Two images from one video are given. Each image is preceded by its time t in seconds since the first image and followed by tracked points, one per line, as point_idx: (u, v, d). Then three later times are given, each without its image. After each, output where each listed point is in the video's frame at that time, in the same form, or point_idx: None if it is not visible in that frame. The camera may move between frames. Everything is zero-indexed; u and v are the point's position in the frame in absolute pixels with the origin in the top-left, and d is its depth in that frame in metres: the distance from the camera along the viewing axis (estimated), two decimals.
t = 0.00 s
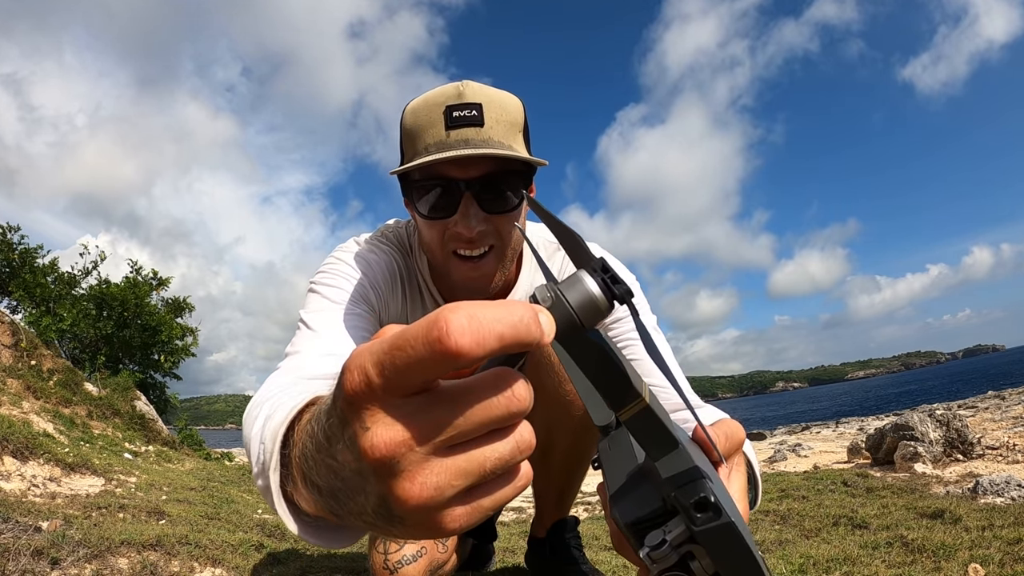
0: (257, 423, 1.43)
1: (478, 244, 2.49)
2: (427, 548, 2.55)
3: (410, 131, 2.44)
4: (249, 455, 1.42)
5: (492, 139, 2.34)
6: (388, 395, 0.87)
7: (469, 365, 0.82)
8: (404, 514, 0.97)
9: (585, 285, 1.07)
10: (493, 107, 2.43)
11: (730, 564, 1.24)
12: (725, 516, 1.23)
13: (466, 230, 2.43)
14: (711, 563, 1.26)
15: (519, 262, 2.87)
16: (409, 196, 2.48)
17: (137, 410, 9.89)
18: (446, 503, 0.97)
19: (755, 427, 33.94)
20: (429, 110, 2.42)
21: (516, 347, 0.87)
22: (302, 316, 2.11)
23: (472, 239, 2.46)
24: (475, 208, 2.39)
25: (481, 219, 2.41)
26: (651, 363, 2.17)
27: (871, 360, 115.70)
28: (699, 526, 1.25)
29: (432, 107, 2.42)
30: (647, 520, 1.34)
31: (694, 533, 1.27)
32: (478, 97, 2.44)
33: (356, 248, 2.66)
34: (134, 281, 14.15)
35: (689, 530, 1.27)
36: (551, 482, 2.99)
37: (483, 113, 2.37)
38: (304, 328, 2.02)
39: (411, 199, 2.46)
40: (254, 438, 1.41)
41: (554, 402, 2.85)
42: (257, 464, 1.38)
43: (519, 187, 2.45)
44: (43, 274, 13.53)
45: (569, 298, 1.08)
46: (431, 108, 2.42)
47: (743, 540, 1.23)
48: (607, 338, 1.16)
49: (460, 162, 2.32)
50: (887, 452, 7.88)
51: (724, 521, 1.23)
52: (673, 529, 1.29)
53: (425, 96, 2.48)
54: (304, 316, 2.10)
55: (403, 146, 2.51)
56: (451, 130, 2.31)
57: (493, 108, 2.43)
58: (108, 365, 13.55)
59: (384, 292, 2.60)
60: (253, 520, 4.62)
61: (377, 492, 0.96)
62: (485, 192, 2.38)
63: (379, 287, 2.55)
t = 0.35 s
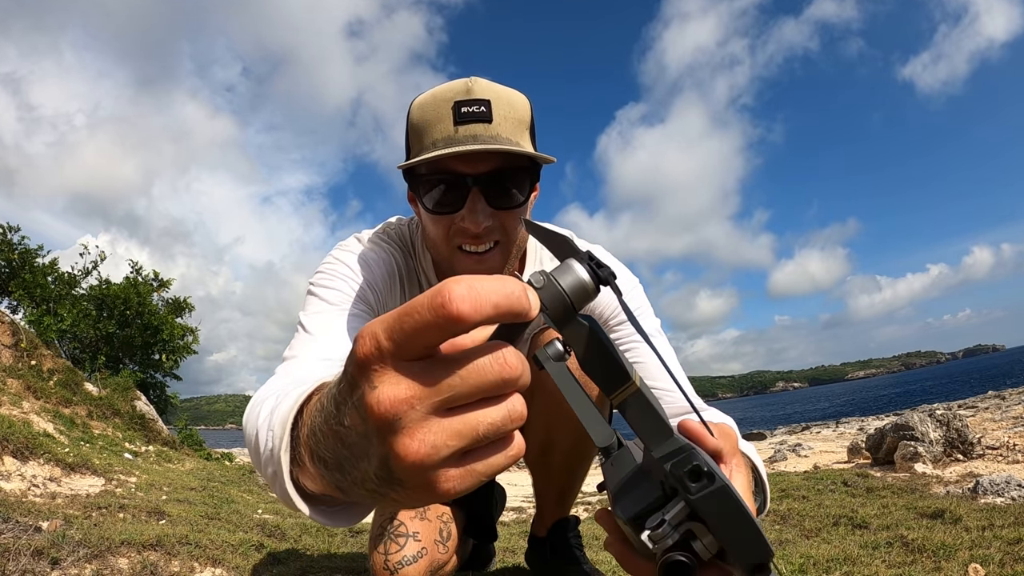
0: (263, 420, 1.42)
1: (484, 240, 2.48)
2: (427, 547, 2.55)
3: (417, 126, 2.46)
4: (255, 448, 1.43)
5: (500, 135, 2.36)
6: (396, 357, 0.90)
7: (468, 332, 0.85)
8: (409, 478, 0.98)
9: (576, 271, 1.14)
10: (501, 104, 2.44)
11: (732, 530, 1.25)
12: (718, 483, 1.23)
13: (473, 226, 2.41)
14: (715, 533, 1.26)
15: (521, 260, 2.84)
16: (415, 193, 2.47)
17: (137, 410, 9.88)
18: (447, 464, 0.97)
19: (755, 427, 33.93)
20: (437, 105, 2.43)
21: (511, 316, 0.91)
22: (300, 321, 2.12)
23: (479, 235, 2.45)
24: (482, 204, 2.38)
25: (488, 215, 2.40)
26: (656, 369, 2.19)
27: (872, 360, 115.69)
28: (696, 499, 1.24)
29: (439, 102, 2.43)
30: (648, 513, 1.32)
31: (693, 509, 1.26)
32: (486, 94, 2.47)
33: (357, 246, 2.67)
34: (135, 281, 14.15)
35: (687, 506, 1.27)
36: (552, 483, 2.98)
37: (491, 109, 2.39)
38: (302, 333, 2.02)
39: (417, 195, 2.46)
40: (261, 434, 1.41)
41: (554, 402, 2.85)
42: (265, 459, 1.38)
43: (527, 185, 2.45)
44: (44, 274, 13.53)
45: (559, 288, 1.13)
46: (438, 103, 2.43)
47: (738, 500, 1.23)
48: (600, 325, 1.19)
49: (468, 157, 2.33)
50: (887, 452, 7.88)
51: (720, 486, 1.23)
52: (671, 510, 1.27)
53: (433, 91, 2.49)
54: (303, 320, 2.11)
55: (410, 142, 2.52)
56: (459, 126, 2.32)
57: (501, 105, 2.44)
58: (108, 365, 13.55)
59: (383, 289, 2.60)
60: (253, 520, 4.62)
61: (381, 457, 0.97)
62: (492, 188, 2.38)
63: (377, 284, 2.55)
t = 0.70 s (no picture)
0: (375, 409, 1.96)
1: (501, 230, 2.51)
2: (428, 548, 2.55)
3: (423, 118, 2.43)
4: (365, 433, 1.91)
5: (512, 127, 2.45)
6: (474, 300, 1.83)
7: (520, 318, 1.70)
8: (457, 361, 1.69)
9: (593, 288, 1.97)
10: (508, 97, 2.48)
11: (693, 369, 1.54)
12: (674, 346, 1.63)
13: (493, 214, 2.44)
14: (685, 381, 1.55)
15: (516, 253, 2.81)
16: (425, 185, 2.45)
17: (137, 410, 9.87)
18: (473, 352, 1.66)
19: (755, 427, 33.91)
20: (444, 96, 2.41)
21: (544, 330, 1.73)
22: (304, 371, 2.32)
23: (497, 223, 2.48)
24: (498, 192, 2.43)
25: (505, 203, 2.45)
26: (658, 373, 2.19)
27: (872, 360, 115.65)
28: (663, 364, 1.61)
29: (447, 93, 2.41)
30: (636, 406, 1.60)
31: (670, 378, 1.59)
32: (492, 86, 2.49)
33: (344, 261, 2.64)
34: (135, 282, 14.15)
35: (666, 381, 1.61)
36: (556, 483, 2.98)
37: (500, 101, 2.43)
38: (310, 386, 2.24)
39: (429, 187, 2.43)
40: (373, 416, 1.94)
41: (554, 403, 2.85)
42: (377, 435, 1.88)
43: (534, 175, 2.55)
44: (43, 274, 13.53)
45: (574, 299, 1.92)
46: (446, 94, 2.42)
47: (693, 348, 1.58)
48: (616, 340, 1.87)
49: (483, 147, 2.38)
50: (888, 452, 7.88)
51: (678, 346, 1.60)
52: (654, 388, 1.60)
53: (437, 81, 2.48)
54: (305, 373, 2.29)
55: (409, 136, 2.50)
56: (472, 117, 2.37)
57: (509, 98, 2.48)
58: (108, 365, 13.54)
59: (370, 305, 2.59)
60: (253, 520, 4.62)
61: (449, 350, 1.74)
62: (505, 178, 2.45)
63: (364, 303, 2.55)
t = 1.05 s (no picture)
0: (397, 402, 1.97)
1: (507, 233, 2.52)
2: (428, 548, 2.55)
3: (432, 121, 2.42)
4: (388, 424, 1.92)
5: (519, 133, 2.47)
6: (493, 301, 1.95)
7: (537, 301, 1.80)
8: (477, 343, 1.76)
9: (600, 291, 2.09)
10: (516, 103, 2.50)
11: (662, 334, 1.60)
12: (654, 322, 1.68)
13: (500, 218, 2.44)
14: (656, 348, 1.60)
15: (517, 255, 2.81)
16: (433, 189, 2.44)
17: (137, 410, 9.86)
18: (494, 333, 1.74)
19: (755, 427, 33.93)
20: (454, 101, 2.41)
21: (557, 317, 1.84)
22: (312, 379, 2.33)
23: (503, 227, 2.48)
24: (507, 197, 2.43)
25: (513, 207, 2.45)
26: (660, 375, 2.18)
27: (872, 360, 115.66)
28: (641, 336, 1.68)
29: (456, 98, 2.42)
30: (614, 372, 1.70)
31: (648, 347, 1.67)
32: (501, 92, 2.50)
33: (343, 266, 2.63)
34: (135, 281, 14.15)
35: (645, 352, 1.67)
36: (557, 481, 2.98)
37: (509, 107, 2.45)
38: (319, 394, 2.26)
39: (437, 191, 2.43)
40: (395, 408, 1.95)
41: (555, 401, 2.86)
42: (400, 427, 1.89)
43: (540, 179, 2.55)
44: (43, 274, 13.54)
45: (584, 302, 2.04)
46: (456, 98, 2.42)
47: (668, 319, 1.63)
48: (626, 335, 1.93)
49: (492, 152, 2.38)
50: (887, 452, 7.88)
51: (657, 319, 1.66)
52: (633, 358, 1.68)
53: (445, 84, 2.48)
54: (313, 382, 2.30)
55: (417, 138, 2.49)
56: (482, 123, 2.39)
57: (516, 103, 2.50)
58: (108, 365, 13.54)
59: (370, 308, 2.58)
60: (253, 520, 4.62)
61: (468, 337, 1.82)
62: (513, 182, 2.45)
63: (365, 307, 2.54)
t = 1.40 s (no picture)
0: (389, 418, 1.98)
1: (505, 235, 2.51)
2: (428, 549, 2.55)
3: (434, 121, 2.43)
4: (381, 442, 1.94)
5: (520, 134, 2.46)
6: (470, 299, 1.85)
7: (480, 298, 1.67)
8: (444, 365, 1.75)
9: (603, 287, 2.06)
10: (519, 104, 2.50)
11: (679, 341, 1.56)
12: (668, 325, 1.65)
13: (498, 219, 2.44)
14: (672, 354, 1.57)
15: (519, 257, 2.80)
16: (433, 188, 2.45)
17: (137, 410, 9.85)
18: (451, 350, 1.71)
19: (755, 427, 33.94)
20: (455, 101, 2.42)
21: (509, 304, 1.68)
22: (318, 384, 2.33)
23: (501, 228, 2.47)
24: (506, 197, 2.43)
25: (512, 207, 2.44)
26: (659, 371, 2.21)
27: (873, 360, 115.62)
28: (654, 341, 1.65)
29: (458, 99, 2.42)
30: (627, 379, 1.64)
31: (663, 354, 1.63)
32: (503, 92, 2.50)
33: (346, 268, 2.63)
34: (135, 282, 14.16)
35: (659, 357, 1.64)
36: (556, 483, 2.98)
37: (510, 108, 2.45)
38: (325, 399, 2.27)
39: (437, 189, 2.44)
40: (388, 425, 1.96)
41: (555, 401, 2.86)
42: (392, 444, 1.90)
43: (540, 181, 2.55)
44: (44, 274, 13.54)
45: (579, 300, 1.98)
46: (458, 99, 2.42)
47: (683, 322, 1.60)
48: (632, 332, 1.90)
49: (492, 152, 2.39)
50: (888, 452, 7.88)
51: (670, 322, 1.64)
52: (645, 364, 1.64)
53: (448, 84, 2.48)
54: (319, 387, 2.31)
55: (420, 137, 2.50)
56: (483, 123, 2.38)
57: (517, 103, 2.50)
58: (108, 366, 13.53)
59: (373, 310, 2.58)
60: (253, 520, 4.62)
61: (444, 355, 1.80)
62: (513, 182, 2.45)
63: (367, 310, 2.54)
